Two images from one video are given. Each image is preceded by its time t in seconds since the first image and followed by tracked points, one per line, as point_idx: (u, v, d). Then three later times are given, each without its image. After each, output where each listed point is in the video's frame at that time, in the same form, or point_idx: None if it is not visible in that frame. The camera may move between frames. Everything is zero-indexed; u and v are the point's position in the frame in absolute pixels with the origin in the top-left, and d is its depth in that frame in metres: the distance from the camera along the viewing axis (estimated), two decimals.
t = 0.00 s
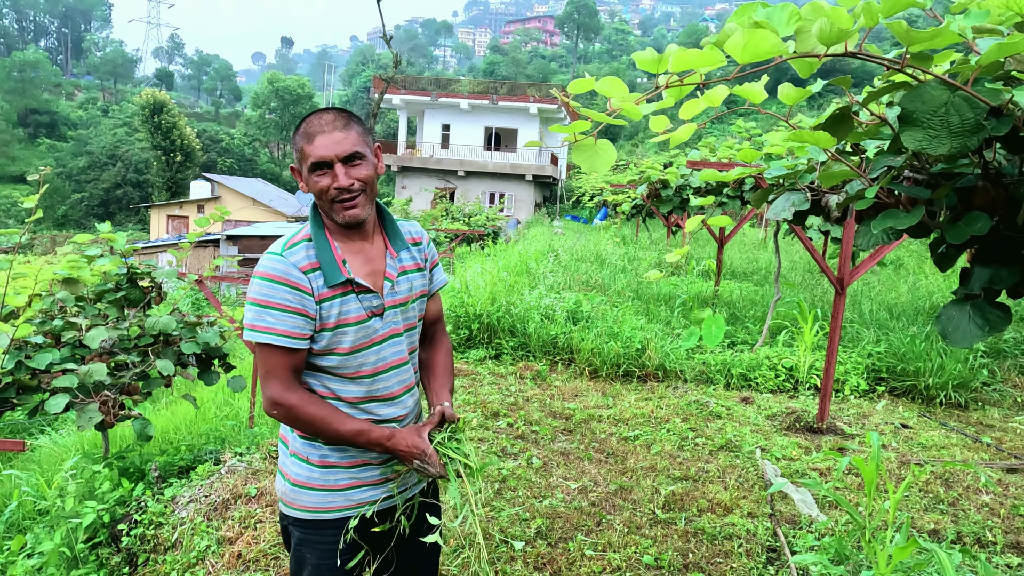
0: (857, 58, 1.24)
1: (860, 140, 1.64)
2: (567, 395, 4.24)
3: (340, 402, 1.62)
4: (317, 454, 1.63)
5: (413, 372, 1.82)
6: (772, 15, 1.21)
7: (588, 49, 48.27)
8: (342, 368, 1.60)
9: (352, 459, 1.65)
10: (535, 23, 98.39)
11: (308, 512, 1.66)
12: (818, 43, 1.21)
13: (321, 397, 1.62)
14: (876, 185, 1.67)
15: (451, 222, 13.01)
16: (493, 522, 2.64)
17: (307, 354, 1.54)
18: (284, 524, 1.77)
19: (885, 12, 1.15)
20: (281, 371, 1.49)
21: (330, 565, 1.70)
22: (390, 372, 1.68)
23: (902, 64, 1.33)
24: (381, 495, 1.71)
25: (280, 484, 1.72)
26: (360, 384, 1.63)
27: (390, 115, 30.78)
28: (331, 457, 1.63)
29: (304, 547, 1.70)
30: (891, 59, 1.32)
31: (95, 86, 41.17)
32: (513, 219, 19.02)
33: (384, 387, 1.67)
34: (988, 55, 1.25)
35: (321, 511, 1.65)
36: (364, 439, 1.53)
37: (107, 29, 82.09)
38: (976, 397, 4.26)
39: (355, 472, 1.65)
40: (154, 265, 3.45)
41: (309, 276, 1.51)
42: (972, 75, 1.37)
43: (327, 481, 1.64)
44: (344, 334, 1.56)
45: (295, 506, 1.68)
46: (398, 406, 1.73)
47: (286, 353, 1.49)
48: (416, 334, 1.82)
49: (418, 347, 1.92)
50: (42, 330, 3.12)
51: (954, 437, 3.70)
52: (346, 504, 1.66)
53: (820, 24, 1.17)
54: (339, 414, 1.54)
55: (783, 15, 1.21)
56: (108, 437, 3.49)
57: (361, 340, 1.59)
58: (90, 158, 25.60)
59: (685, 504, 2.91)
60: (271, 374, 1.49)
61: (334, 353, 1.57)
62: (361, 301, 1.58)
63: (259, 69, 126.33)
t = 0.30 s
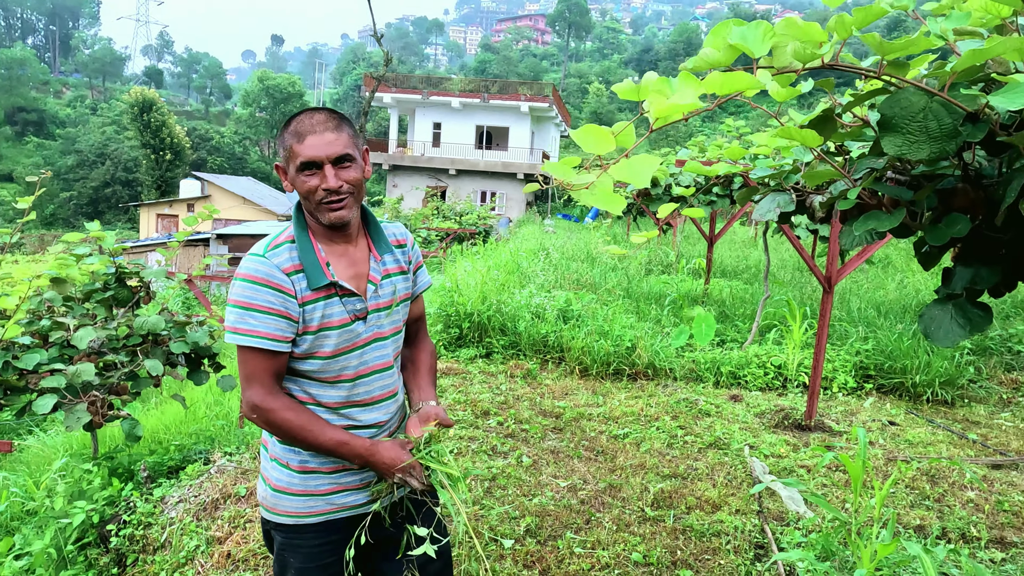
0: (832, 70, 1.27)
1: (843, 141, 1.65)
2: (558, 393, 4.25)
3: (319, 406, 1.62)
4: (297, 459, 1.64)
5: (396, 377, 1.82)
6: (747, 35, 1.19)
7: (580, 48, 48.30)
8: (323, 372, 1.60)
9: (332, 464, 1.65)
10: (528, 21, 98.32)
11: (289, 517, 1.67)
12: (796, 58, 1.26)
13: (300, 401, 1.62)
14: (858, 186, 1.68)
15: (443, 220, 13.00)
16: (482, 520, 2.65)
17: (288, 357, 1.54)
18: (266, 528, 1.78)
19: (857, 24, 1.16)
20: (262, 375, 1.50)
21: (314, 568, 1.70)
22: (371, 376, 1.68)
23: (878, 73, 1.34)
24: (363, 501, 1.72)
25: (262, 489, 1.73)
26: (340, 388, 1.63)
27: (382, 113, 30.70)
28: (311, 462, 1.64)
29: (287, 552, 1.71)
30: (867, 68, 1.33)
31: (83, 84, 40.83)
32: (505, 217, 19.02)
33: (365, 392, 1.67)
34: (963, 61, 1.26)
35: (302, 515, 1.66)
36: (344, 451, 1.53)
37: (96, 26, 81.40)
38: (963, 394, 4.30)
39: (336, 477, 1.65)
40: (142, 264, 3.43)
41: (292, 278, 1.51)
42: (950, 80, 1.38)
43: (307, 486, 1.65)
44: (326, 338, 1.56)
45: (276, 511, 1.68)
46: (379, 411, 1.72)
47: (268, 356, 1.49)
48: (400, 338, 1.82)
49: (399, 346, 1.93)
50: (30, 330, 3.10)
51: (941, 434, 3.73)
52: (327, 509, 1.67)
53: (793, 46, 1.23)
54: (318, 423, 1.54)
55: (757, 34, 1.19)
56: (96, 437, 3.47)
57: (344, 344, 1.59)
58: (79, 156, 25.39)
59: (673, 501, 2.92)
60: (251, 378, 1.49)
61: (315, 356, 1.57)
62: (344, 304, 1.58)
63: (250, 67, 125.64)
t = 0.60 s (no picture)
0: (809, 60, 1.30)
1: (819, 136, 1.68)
2: (541, 389, 4.27)
3: (309, 409, 1.60)
4: (282, 462, 1.63)
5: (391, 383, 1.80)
6: (729, 18, 1.21)
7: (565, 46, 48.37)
8: (316, 374, 1.58)
9: (317, 469, 1.64)
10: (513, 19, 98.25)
11: (271, 519, 1.66)
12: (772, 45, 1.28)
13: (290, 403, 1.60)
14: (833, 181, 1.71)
15: (427, 218, 12.97)
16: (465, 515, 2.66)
17: (282, 357, 1.52)
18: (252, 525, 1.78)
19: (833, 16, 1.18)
20: (255, 374, 1.48)
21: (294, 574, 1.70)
22: (364, 381, 1.67)
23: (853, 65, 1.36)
24: (347, 508, 1.70)
25: (248, 489, 1.73)
26: (331, 391, 1.61)
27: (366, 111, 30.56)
28: (295, 466, 1.62)
29: (269, 553, 1.71)
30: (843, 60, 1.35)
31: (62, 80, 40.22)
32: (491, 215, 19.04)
33: (356, 397, 1.66)
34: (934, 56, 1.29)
35: (284, 519, 1.65)
36: (332, 458, 1.52)
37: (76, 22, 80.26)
38: (941, 387, 4.37)
39: (320, 483, 1.63)
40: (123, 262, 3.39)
41: (290, 277, 1.49)
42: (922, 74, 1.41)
43: (291, 489, 1.64)
44: (321, 340, 1.54)
45: (260, 512, 1.68)
46: (370, 417, 1.71)
47: (262, 355, 1.48)
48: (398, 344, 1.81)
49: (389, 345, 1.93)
50: (8, 329, 3.06)
51: (919, 427, 3.79)
52: (310, 515, 1.65)
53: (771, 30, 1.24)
54: (307, 427, 1.52)
55: (738, 19, 1.21)
56: (77, 437, 3.44)
57: (339, 346, 1.58)
58: (58, 154, 25.00)
59: (656, 495, 2.95)
60: (244, 375, 1.48)
61: (308, 357, 1.55)
62: (341, 307, 1.56)
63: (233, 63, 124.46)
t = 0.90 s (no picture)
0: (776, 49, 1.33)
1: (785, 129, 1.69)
2: (519, 384, 4.30)
3: (314, 409, 1.57)
4: (279, 467, 1.60)
5: (402, 391, 1.75)
6: (699, 5, 1.26)
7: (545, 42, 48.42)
8: (324, 372, 1.55)
9: (316, 477, 1.60)
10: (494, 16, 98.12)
11: (265, 527, 1.63)
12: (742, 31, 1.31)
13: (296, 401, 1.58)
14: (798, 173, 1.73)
15: (405, 214, 12.93)
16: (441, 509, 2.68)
17: (291, 351, 1.50)
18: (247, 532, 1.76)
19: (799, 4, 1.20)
20: (263, 366, 1.46)
21: None
22: (372, 384, 1.63)
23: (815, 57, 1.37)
24: (345, 520, 1.65)
25: (246, 494, 1.71)
26: (338, 392, 1.58)
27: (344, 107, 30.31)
28: (293, 473, 1.59)
29: (262, 561, 1.68)
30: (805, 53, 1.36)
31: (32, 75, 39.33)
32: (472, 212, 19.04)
33: (363, 400, 1.62)
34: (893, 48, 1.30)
35: (278, 528, 1.61)
36: (333, 459, 1.47)
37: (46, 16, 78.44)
38: (911, 378, 4.47)
39: (317, 493, 1.59)
40: (95, 260, 3.34)
41: (304, 270, 1.49)
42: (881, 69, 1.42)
43: (287, 497, 1.60)
44: (331, 336, 1.52)
45: (254, 519, 1.65)
46: (376, 422, 1.66)
47: (271, 348, 1.46)
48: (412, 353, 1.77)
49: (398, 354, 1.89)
50: None
51: (889, 417, 3.87)
52: (304, 525, 1.61)
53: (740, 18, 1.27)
54: (311, 427, 1.48)
55: (708, 5, 1.26)
56: (48, 436, 3.38)
57: (349, 345, 1.55)
58: (27, 150, 24.43)
59: (631, 486, 2.99)
60: (251, 367, 1.46)
61: (317, 354, 1.53)
62: (354, 304, 1.54)
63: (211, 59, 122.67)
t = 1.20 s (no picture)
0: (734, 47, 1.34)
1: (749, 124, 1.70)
2: (499, 379, 4.33)
3: (335, 398, 1.57)
4: (295, 456, 1.58)
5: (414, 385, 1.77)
6: (658, 4, 1.28)
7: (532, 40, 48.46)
8: (346, 361, 1.56)
9: (333, 467, 1.58)
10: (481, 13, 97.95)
11: (276, 521, 1.59)
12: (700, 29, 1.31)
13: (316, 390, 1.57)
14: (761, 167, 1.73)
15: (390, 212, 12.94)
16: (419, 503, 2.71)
17: (315, 337, 1.51)
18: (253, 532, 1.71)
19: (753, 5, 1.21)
20: (287, 353, 1.47)
21: None
22: (392, 376, 1.64)
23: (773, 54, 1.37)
24: (359, 512, 1.63)
25: (254, 491, 1.67)
26: (359, 381, 1.58)
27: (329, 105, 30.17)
28: (311, 461, 1.58)
29: (271, 559, 1.63)
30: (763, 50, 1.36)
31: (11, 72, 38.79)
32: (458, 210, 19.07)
33: (383, 390, 1.63)
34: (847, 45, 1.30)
35: (291, 521, 1.57)
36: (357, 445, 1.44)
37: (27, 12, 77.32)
38: (886, 371, 4.55)
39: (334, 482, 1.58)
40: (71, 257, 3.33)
41: (331, 258, 1.51)
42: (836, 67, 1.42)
43: (303, 488, 1.58)
44: (355, 323, 1.54)
45: (265, 514, 1.61)
46: (391, 416, 1.67)
47: (297, 333, 1.47)
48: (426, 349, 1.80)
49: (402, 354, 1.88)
50: None
51: (863, 410, 3.93)
52: (319, 517, 1.58)
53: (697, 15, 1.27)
54: (334, 414, 1.47)
55: (667, 4, 1.27)
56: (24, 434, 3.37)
57: (373, 334, 1.57)
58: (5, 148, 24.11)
59: (607, 479, 3.03)
60: (277, 350, 1.47)
61: (340, 342, 1.54)
62: (378, 293, 1.57)
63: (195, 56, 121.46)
